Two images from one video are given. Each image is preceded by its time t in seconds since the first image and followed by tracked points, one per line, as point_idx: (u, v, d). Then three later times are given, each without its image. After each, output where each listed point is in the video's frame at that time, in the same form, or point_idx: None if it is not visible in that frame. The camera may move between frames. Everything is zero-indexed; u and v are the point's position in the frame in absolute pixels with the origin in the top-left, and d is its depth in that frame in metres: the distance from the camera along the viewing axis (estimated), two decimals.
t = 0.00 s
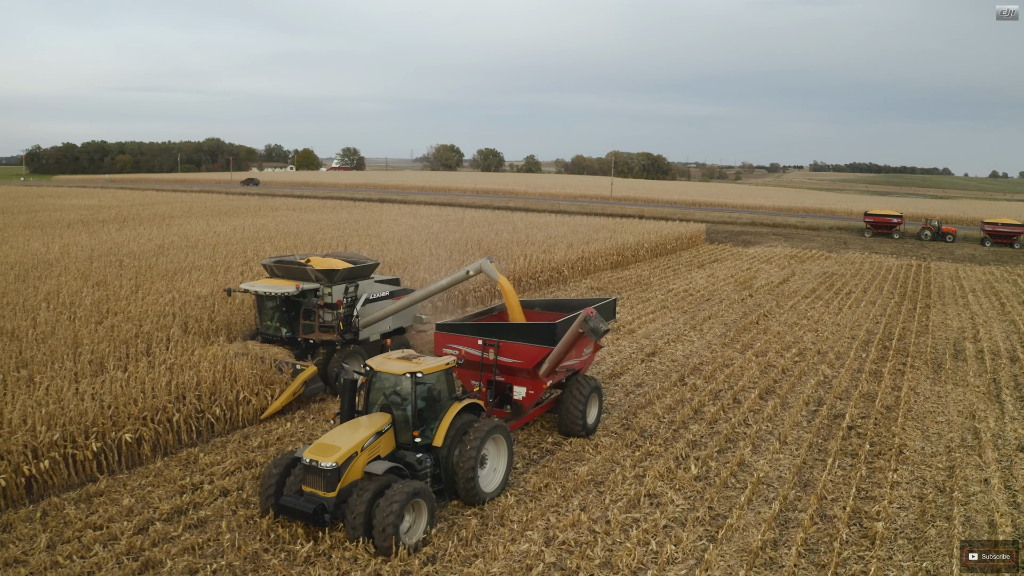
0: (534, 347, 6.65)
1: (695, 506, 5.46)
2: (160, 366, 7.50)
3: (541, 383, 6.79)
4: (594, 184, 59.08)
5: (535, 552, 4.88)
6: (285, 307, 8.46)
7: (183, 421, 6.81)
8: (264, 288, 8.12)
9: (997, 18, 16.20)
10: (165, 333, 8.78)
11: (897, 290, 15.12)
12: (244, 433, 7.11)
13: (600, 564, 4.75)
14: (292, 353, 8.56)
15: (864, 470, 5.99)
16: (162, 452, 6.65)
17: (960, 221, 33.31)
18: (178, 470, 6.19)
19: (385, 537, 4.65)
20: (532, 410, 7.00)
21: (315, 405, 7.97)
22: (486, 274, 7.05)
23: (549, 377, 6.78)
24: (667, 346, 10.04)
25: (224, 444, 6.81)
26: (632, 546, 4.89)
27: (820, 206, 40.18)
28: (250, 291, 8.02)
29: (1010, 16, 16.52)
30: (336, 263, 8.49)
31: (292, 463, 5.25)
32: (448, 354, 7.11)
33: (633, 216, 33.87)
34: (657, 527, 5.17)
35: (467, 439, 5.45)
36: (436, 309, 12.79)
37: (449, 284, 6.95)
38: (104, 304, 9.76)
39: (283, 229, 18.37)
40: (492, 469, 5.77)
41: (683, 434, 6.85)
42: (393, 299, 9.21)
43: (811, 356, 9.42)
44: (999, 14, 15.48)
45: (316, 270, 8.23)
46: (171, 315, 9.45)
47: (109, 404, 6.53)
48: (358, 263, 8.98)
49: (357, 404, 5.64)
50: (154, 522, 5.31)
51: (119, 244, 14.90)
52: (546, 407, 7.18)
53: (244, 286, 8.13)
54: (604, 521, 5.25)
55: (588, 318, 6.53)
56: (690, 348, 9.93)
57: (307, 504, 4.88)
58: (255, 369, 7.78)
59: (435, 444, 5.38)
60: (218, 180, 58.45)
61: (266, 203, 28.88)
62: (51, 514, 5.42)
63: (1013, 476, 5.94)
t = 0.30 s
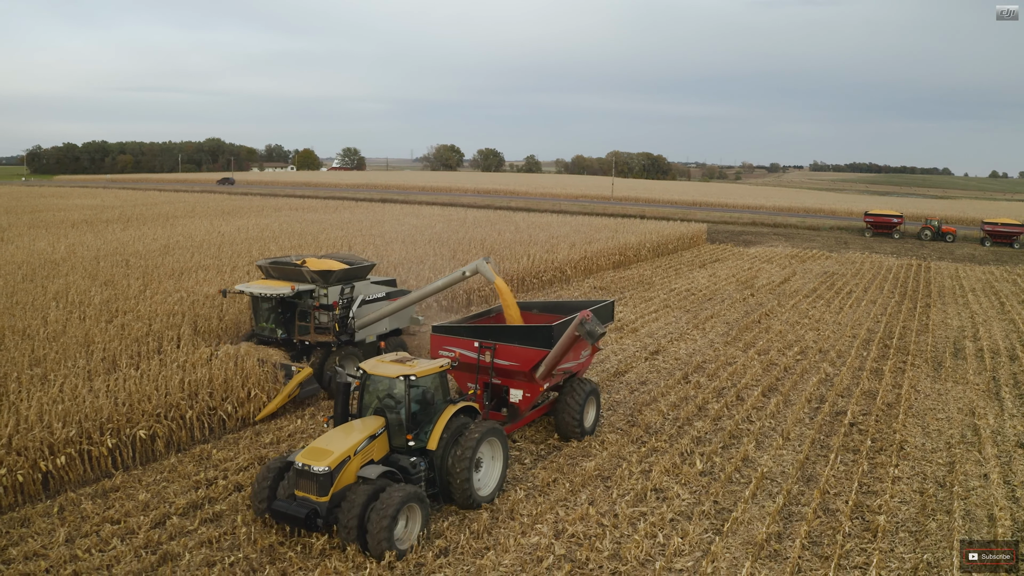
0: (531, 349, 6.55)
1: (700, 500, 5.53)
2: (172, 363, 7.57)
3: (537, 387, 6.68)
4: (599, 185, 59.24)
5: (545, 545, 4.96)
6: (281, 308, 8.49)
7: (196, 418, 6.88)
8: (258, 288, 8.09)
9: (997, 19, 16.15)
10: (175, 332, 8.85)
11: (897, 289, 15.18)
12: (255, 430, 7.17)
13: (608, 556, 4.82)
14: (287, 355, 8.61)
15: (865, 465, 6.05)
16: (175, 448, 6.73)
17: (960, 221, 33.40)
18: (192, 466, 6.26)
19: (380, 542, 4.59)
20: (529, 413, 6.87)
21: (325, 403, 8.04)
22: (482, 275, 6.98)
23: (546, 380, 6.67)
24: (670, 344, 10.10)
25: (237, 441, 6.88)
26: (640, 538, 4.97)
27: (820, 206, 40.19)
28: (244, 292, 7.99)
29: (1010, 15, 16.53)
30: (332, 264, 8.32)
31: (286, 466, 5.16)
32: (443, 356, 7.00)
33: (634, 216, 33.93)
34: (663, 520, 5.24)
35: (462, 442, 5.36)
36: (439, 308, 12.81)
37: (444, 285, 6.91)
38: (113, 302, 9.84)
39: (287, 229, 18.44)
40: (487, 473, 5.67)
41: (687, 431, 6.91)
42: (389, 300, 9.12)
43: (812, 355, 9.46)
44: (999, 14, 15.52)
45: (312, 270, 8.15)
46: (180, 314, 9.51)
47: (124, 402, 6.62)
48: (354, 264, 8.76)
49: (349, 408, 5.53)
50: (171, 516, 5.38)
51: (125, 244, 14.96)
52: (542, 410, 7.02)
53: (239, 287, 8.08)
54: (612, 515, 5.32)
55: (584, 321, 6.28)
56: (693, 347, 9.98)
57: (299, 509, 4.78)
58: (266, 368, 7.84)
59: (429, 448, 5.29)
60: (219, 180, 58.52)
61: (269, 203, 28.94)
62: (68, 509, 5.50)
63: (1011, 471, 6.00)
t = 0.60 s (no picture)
0: (527, 352, 6.50)
1: (706, 495, 5.59)
2: (184, 361, 7.63)
3: (534, 390, 6.61)
4: (599, 185, 59.27)
5: (555, 538, 5.02)
6: (277, 309, 8.28)
7: (208, 415, 6.93)
8: (253, 290, 7.90)
9: (997, 19, 16.18)
10: (185, 331, 8.91)
11: (897, 289, 15.24)
12: (267, 427, 7.22)
13: (617, 549, 4.88)
14: (283, 357, 8.38)
15: (868, 461, 6.10)
16: (187, 445, 6.79)
17: (960, 221, 33.48)
18: (206, 462, 6.32)
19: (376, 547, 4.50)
20: (525, 416, 6.82)
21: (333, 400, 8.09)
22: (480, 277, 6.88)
23: (543, 383, 6.60)
24: (673, 343, 10.14)
25: (248, 437, 6.94)
26: (648, 531, 5.04)
27: (821, 206, 40.19)
28: (238, 293, 7.78)
29: (1011, 15, 16.52)
30: (327, 265, 8.23)
31: (279, 471, 5.07)
32: (439, 359, 6.92)
33: (635, 216, 33.99)
34: (670, 514, 5.30)
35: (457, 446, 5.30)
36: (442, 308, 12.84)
37: (439, 288, 6.90)
38: (122, 301, 9.90)
39: (291, 229, 18.47)
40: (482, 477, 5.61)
41: (692, 427, 6.97)
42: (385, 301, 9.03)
43: (814, 353, 9.51)
44: (999, 14, 15.54)
45: (308, 272, 8.02)
46: (188, 312, 9.55)
47: (138, 399, 6.68)
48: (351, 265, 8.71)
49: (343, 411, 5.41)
50: (186, 511, 5.44)
51: (130, 243, 14.99)
52: (539, 412, 7.01)
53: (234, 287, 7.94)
54: (620, 508, 5.39)
55: (582, 323, 6.25)
56: (696, 345, 10.02)
57: (292, 514, 4.67)
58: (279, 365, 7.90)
59: (424, 451, 5.25)
60: (221, 181, 58.61)
61: (271, 203, 28.97)
62: (85, 504, 5.56)
63: (1011, 466, 6.06)
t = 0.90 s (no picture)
0: (523, 356, 6.39)
1: (712, 490, 5.65)
2: (195, 359, 7.69)
3: (530, 394, 6.52)
4: (600, 185, 59.27)
5: (564, 533, 5.07)
6: (272, 311, 8.30)
7: (220, 413, 6.98)
8: (249, 292, 7.92)
9: (997, 19, 15.94)
10: (194, 331, 8.97)
11: (898, 288, 15.29)
12: (277, 424, 7.26)
13: (626, 543, 4.93)
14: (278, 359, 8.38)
15: (870, 457, 6.15)
16: (199, 442, 6.83)
17: (960, 221, 33.55)
18: (219, 458, 6.38)
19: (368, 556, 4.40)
20: (522, 420, 6.72)
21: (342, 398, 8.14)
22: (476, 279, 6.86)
23: (539, 388, 6.51)
24: (677, 342, 10.19)
25: (260, 435, 7.00)
26: (655, 526, 5.09)
27: (821, 206, 40.22)
28: (233, 294, 7.78)
29: (1010, 16, 16.54)
30: (323, 266, 8.23)
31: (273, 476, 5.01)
32: (435, 361, 6.88)
33: (636, 215, 34.06)
34: (677, 509, 5.36)
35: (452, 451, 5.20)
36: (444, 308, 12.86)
37: (439, 290, 6.79)
38: (130, 300, 9.95)
39: (295, 229, 18.52)
40: (478, 481, 5.51)
41: (697, 425, 7.03)
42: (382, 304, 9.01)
43: (816, 352, 9.56)
44: (998, 14, 15.56)
45: (303, 274, 8.03)
46: (195, 312, 9.60)
47: (151, 397, 6.75)
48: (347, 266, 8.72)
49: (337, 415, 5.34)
50: (201, 506, 5.50)
51: (136, 243, 15.04)
52: (536, 416, 6.88)
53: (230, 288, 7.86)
54: (627, 504, 5.44)
55: (577, 327, 6.28)
56: (699, 344, 10.07)
57: (284, 521, 4.62)
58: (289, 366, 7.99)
59: (418, 456, 5.14)
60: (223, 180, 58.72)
61: (274, 203, 29.03)
62: (100, 500, 5.62)
63: (1010, 463, 6.11)
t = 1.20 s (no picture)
0: (520, 359, 6.28)
1: (717, 486, 5.70)
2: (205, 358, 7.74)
3: (527, 397, 6.43)
4: (601, 185, 59.31)
5: (574, 527, 5.12)
6: (267, 313, 8.16)
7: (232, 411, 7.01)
8: (243, 293, 7.76)
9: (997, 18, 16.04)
10: (202, 330, 9.02)
11: (899, 288, 15.34)
12: (288, 421, 7.30)
13: (634, 536, 4.99)
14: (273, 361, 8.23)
15: (873, 454, 6.19)
16: (210, 439, 6.86)
17: (960, 221, 33.62)
18: (231, 455, 6.43)
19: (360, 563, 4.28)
20: (519, 424, 6.64)
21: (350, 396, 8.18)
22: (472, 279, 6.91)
23: (535, 391, 6.43)
24: (680, 341, 10.23)
25: (271, 431, 7.04)
26: (662, 521, 5.14)
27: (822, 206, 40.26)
28: (231, 296, 7.61)
29: (1011, 15, 16.51)
30: (318, 267, 8.10)
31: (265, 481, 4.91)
32: (430, 365, 6.71)
33: (637, 215, 34.13)
34: (684, 504, 5.40)
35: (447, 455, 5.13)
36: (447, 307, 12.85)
37: (433, 290, 6.79)
38: (138, 300, 9.99)
39: (298, 229, 18.54)
40: (473, 486, 5.42)
41: (702, 422, 7.07)
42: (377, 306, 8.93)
43: (819, 350, 9.61)
44: (999, 14, 15.57)
45: (299, 275, 7.88)
46: (203, 311, 9.64)
47: (163, 396, 6.80)
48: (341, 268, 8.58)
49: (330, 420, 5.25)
50: (216, 502, 5.54)
51: (141, 243, 15.07)
52: (532, 420, 6.78)
53: (225, 291, 7.70)
54: (635, 499, 5.50)
55: (572, 331, 6.03)
56: (703, 343, 10.10)
57: (277, 527, 4.52)
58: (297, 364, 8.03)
59: (412, 461, 5.08)
60: (225, 180, 58.82)
61: (277, 203, 29.07)
62: (115, 496, 5.67)
63: (1012, 459, 6.15)
